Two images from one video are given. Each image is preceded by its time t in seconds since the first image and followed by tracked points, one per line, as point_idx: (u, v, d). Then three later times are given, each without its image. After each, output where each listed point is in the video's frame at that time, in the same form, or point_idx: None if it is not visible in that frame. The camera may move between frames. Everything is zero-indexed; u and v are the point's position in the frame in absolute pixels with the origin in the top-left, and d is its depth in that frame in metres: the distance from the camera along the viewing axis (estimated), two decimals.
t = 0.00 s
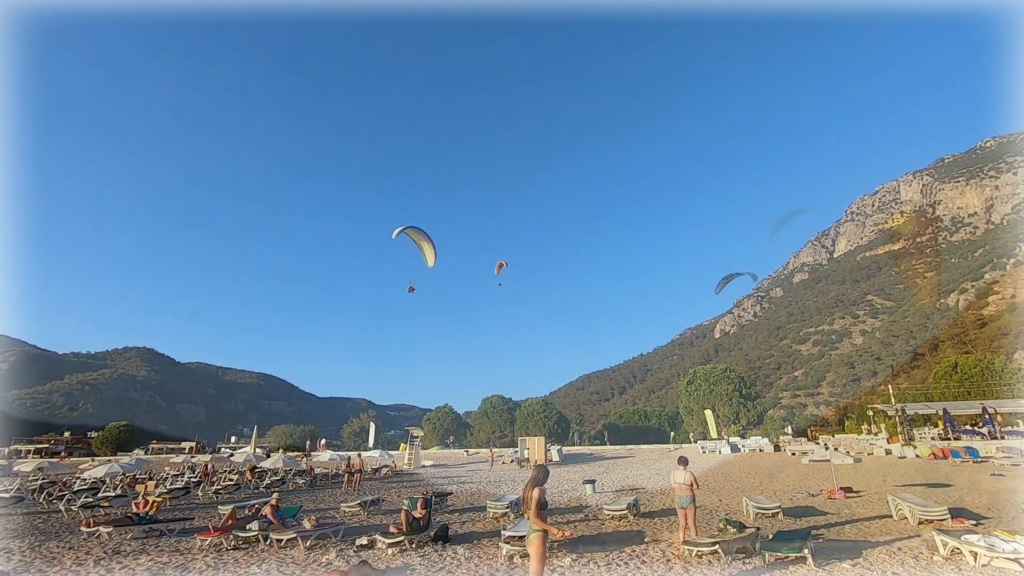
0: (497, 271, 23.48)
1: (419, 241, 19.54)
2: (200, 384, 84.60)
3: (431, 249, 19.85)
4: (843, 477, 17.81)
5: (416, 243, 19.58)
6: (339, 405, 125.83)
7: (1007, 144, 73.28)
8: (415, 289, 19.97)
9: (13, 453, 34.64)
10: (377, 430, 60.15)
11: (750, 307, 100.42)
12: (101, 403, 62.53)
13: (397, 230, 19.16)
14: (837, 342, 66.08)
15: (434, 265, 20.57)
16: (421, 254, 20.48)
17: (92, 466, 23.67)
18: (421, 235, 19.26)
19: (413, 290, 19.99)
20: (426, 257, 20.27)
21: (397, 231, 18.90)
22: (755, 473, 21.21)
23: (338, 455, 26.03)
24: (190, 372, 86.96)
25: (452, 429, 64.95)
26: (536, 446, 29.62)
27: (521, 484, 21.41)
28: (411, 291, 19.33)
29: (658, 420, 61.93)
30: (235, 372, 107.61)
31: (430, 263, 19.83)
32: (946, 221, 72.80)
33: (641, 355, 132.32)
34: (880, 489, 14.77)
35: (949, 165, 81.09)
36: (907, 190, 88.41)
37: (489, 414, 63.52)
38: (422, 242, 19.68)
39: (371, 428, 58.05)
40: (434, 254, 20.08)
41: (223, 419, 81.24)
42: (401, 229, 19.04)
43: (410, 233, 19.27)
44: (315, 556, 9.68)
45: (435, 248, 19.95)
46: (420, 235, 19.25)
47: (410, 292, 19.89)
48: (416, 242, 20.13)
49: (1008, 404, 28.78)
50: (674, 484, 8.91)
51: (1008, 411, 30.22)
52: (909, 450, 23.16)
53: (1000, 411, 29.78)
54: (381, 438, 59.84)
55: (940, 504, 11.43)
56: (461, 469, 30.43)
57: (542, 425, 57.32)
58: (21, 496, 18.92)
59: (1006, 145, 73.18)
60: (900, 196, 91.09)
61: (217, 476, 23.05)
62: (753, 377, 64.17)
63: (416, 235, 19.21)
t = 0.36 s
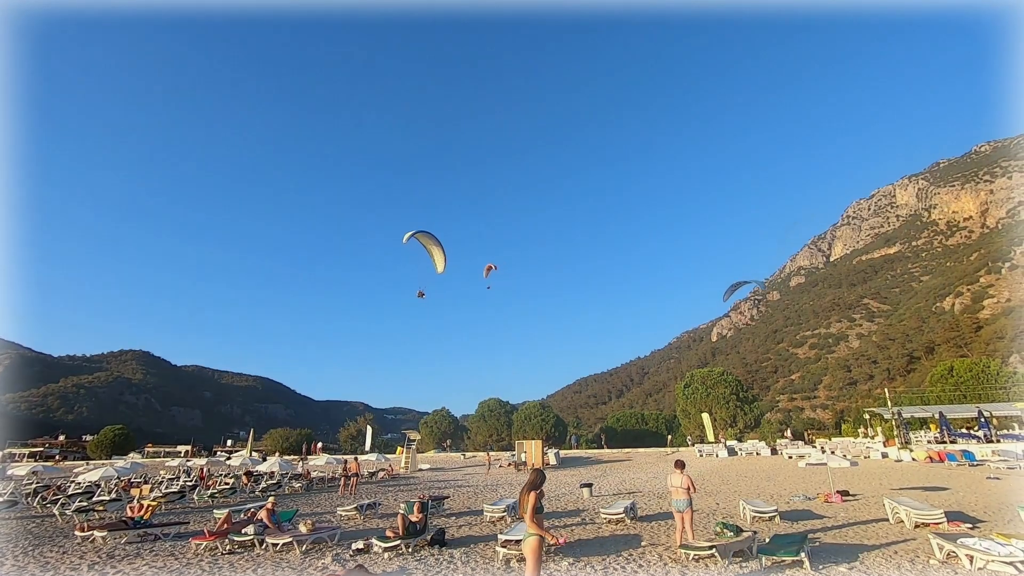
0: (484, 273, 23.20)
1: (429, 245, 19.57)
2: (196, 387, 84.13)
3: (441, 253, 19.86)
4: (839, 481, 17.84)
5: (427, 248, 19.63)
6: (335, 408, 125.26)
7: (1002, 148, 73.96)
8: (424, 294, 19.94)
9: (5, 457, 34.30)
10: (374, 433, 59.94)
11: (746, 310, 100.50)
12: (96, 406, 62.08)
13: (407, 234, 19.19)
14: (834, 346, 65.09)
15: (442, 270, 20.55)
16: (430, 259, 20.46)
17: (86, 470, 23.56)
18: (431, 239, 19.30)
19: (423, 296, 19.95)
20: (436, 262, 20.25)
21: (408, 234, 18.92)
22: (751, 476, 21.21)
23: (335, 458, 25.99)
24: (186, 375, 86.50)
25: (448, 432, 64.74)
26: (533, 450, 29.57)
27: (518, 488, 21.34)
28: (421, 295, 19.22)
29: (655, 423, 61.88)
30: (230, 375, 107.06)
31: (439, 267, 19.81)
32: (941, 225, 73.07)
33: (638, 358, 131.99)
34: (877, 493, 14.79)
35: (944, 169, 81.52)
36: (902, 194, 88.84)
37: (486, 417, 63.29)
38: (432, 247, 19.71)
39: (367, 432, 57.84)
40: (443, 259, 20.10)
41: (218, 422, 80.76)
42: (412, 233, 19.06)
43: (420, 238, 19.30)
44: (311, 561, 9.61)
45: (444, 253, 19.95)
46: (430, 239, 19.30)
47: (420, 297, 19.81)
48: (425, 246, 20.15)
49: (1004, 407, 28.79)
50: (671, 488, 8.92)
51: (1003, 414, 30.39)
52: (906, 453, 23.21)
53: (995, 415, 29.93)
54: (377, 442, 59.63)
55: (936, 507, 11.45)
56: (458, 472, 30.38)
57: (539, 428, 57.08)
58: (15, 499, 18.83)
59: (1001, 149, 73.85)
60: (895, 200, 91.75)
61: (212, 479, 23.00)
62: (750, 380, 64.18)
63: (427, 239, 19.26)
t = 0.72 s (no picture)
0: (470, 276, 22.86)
1: (437, 249, 19.53)
2: (189, 390, 83.60)
3: (449, 258, 19.84)
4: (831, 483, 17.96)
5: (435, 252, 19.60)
6: (329, 411, 124.70)
7: (993, 153, 74.74)
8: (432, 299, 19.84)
9: None
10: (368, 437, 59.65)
11: (741, 313, 100.80)
12: (88, 409, 61.53)
13: (416, 238, 19.16)
14: (827, 349, 65.21)
15: (451, 275, 20.50)
16: (437, 263, 20.43)
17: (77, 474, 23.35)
18: (439, 243, 19.27)
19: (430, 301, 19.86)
20: (444, 267, 20.20)
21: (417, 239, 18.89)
22: (746, 479, 21.25)
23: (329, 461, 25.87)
24: (179, 377, 85.96)
25: (443, 435, 64.57)
26: (528, 453, 29.57)
27: (512, 491, 21.32)
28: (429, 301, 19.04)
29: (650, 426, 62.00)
30: (224, 377, 106.47)
31: (447, 272, 19.75)
32: (934, 229, 73.63)
33: (633, 361, 132.02)
34: (871, 496, 14.85)
35: (937, 173, 82.16)
36: (895, 197, 89.48)
37: (481, 420, 63.12)
38: (440, 251, 19.68)
39: (361, 435, 57.56)
40: (451, 264, 20.06)
41: (211, 425, 80.24)
42: (421, 237, 19.04)
43: (429, 242, 19.25)
44: (304, 565, 9.53)
45: (452, 257, 19.94)
46: (438, 243, 19.26)
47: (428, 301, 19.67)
48: (433, 250, 20.10)
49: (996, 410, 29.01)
50: (666, 490, 8.91)
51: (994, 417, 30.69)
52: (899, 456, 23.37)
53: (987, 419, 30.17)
54: (371, 445, 59.36)
55: (929, 510, 11.48)
56: (452, 475, 30.35)
57: (534, 431, 56.94)
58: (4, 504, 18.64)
59: (992, 153, 74.60)
60: (888, 203, 92.51)
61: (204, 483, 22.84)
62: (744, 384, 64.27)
63: (435, 243, 19.24)
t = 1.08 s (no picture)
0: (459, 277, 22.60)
1: (445, 253, 19.49)
2: (183, 391, 83.13)
3: (457, 262, 19.82)
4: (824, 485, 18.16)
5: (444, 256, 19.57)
6: (324, 412, 124.26)
7: (986, 156, 75.40)
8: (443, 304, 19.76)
9: None
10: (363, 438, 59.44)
11: (736, 315, 101.15)
12: (81, 410, 61.07)
13: (425, 241, 19.12)
14: (821, 351, 65.49)
15: (458, 279, 20.46)
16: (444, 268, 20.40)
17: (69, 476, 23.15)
18: (448, 247, 19.24)
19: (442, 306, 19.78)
20: (451, 271, 20.15)
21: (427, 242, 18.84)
22: (741, 480, 21.30)
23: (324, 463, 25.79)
24: (172, 379, 85.48)
25: (438, 436, 64.44)
26: (523, 454, 29.56)
27: (508, 492, 21.29)
28: (439, 304, 18.94)
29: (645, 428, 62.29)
30: (218, 378, 105.98)
31: (455, 276, 19.71)
32: (927, 231, 74.12)
33: (628, 363, 132.09)
34: (864, 497, 14.91)
35: (930, 176, 82.73)
36: (889, 200, 90.04)
37: (477, 421, 63.01)
38: (449, 256, 19.66)
39: (356, 436, 57.38)
40: (459, 269, 20.04)
41: (205, 426, 79.84)
42: (431, 241, 18.98)
43: (439, 245, 19.20)
44: (298, 567, 9.48)
45: (461, 262, 19.91)
46: (448, 247, 19.23)
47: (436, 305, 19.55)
48: (441, 255, 20.10)
49: (989, 412, 29.19)
50: (660, 491, 8.93)
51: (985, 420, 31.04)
52: (892, 458, 23.55)
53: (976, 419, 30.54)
54: (366, 446, 59.17)
55: (922, 511, 11.56)
56: (448, 476, 30.38)
57: (529, 433, 56.86)
58: None
59: (985, 157, 75.23)
60: (882, 206, 93.08)
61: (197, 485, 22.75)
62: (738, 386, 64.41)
63: (444, 247, 19.21)
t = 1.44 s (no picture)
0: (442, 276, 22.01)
1: (453, 256, 19.41)
2: (174, 391, 82.53)
3: (464, 265, 19.75)
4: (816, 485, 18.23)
5: (451, 259, 19.50)
6: (316, 413, 123.55)
7: (976, 159, 76.12)
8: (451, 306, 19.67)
9: None
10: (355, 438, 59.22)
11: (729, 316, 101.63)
12: (70, 410, 60.45)
13: (434, 243, 18.99)
14: (813, 351, 65.98)
15: (465, 281, 20.39)
16: (451, 270, 20.33)
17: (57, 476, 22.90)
18: (456, 250, 19.17)
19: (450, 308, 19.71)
20: (458, 273, 20.08)
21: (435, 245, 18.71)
22: (733, 480, 21.39)
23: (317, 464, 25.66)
24: (163, 378, 84.82)
25: (431, 436, 64.33)
26: (516, 454, 29.59)
27: (500, 492, 21.29)
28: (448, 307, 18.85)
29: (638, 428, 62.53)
30: (209, 378, 105.24)
31: (462, 279, 19.64)
32: (917, 233, 74.85)
33: (621, 363, 132.36)
34: (854, 497, 15.03)
35: (920, 179, 83.59)
36: (880, 203, 90.87)
37: (470, 421, 62.95)
38: (457, 259, 19.62)
39: (348, 436, 57.17)
40: (466, 271, 19.96)
41: (196, 426, 79.35)
42: (439, 243, 18.89)
43: (447, 248, 19.12)
44: (290, 568, 9.44)
45: (468, 264, 19.85)
46: (456, 250, 19.17)
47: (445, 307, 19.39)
48: (448, 258, 20.03)
49: (977, 412, 29.48)
50: (653, 492, 8.95)
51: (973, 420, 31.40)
52: (882, 458, 23.72)
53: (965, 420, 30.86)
54: (358, 446, 58.95)
55: (911, 510, 11.66)
56: (441, 476, 30.35)
57: (523, 433, 56.89)
58: None
59: (975, 160, 75.93)
60: (873, 208, 93.78)
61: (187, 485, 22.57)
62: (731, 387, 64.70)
63: (452, 250, 19.14)
